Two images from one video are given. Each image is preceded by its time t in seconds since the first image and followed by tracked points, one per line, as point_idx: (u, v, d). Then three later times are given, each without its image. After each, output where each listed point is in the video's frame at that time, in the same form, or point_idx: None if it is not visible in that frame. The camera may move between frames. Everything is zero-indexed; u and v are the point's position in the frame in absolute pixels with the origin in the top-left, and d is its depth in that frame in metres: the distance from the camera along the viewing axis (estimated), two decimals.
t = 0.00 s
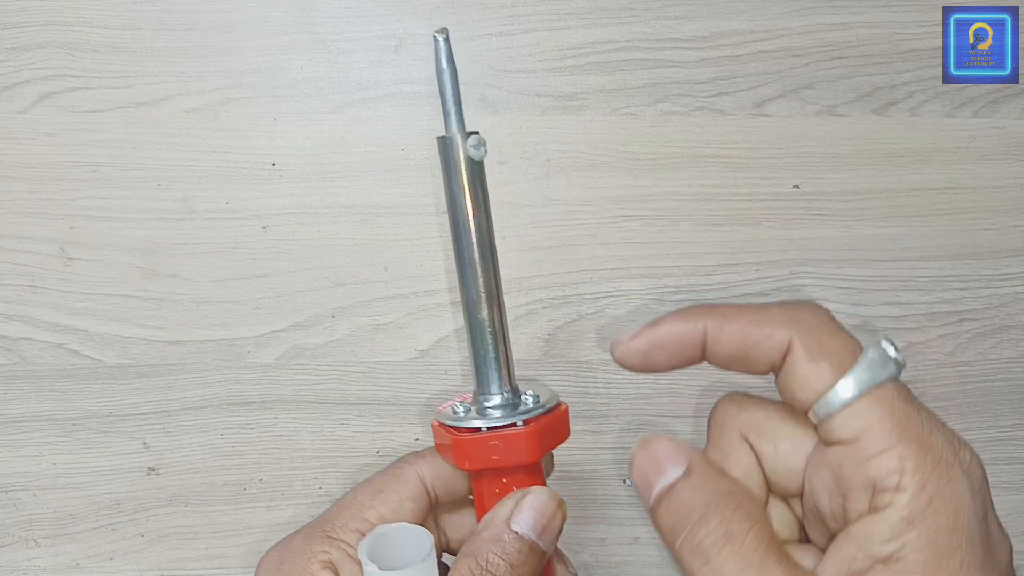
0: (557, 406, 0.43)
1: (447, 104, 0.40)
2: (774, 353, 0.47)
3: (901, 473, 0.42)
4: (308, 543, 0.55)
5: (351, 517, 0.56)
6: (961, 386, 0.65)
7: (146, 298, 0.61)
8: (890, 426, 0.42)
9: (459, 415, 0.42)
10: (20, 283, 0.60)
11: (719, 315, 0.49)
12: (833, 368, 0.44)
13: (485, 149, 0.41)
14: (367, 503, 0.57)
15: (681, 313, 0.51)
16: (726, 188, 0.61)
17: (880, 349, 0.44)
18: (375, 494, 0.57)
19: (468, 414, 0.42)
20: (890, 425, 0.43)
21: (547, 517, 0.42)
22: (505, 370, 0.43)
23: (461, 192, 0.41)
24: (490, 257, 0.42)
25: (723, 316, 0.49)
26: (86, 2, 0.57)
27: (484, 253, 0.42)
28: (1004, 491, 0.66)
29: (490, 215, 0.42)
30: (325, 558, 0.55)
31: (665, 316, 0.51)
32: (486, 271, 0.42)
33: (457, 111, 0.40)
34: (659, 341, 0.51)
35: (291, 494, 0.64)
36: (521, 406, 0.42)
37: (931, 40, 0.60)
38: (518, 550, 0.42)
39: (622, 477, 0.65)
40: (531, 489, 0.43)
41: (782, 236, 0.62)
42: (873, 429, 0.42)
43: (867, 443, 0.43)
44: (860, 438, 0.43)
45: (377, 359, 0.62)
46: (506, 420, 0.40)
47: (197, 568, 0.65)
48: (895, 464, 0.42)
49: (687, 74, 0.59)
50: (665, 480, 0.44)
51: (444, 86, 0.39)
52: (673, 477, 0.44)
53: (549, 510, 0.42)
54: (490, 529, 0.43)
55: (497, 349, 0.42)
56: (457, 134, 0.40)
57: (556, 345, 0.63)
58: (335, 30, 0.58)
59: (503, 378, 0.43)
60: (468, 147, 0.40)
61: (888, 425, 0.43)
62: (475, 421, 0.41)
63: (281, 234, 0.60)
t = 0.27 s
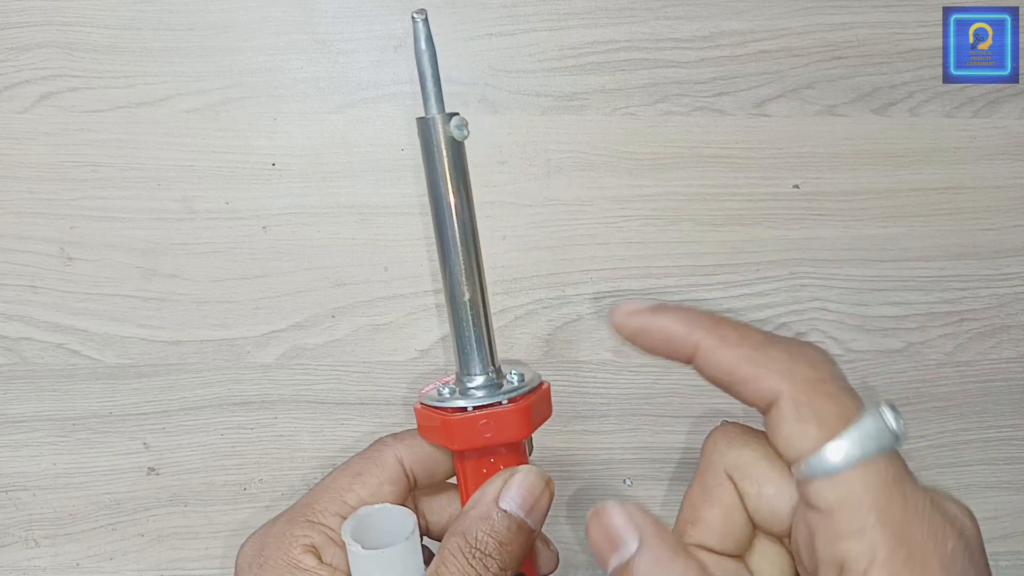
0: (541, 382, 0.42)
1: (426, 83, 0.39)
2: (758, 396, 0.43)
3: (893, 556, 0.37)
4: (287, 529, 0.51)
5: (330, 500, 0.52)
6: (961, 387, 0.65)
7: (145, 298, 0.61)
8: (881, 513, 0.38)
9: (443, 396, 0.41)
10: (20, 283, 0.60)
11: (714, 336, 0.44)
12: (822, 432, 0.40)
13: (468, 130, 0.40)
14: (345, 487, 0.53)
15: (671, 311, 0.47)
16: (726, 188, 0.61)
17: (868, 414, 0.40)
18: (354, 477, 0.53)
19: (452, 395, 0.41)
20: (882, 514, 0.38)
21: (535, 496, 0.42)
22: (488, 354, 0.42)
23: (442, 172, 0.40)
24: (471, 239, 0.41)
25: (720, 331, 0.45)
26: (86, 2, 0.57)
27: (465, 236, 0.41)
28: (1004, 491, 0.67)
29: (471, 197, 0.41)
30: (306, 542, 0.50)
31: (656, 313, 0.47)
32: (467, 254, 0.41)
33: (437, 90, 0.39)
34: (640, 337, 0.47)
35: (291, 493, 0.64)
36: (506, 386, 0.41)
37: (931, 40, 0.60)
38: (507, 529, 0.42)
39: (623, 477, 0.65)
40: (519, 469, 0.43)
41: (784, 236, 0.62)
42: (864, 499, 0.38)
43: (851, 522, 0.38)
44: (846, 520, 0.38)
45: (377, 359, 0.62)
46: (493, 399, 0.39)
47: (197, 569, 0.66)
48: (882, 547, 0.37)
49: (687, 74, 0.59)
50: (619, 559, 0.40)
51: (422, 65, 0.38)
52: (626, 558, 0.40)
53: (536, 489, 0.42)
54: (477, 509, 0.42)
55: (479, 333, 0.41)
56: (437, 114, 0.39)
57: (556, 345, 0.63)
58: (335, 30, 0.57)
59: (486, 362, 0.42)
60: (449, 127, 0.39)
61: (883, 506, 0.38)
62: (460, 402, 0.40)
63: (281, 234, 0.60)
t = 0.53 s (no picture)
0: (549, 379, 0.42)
1: (431, 75, 0.38)
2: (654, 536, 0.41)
3: None
4: (290, 526, 0.51)
5: (333, 497, 0.52)
6: (961, 387, 0.66)
7: (146, 298, 0.61)
8: None
9: (448, 392, 0.41)
10: (20, 282, 0.61)
11: (609, 480, 0.41)
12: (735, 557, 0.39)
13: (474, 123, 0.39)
14: (349, 483, 0.53)
15: (576, 447, 0.43)
16: (726, 188, 0.61)
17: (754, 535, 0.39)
18: (357, 473, 0.53)
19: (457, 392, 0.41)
20: None
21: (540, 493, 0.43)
22: (492, 349, 0.41)
23: (448, 165, 0.39)
24: (476, 233, 0.41)
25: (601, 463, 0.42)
26: (86, 2, 0.57)
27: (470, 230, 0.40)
28: (1005, 491, 0.67)
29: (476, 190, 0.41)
30: (310, 539, 0.50)
31: (568, 454, 0.42)
32: (472, 248, 0.41)
33: (442, 82, 0.39)
34: (547, 482, 0.42)
35: (291, 494, 0.64)
36: (512, 381, 0.41)
37: (931, 40, 0.60)
38: (515, 526, 0.42)
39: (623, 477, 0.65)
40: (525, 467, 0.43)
41: (785, 235, 0.62)
42: None
43: None
44: None
45: (377, 359, 0.62)
46: (501, 396, 0.39)
47: (196, 569, 0.66)
48: None
49: (687, 74, 0.59)
50: None
51: (428, 57, 0.38)
52: None
53: (542, 488, 0.43)
54: (484, 506, 0.43)
55: (483, 329, 0.41)
56: (443, 107, 0.39)
57: (556, 345, 0.63)
58: (335, 30, 0.57)
59: (490, 358, 0.41)
60: (455, 119, 0.39)
61: None
62: (466, 399, 0.39)
63: (281, 234, 0.60)
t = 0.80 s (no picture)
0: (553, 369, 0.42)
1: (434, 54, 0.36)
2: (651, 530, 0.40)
3: None
4: (292, 524, 0.50)
5: (335, 492, 0.52)
6: (961, 386, 0.66)
7: (145, 298, 0.61)
8: None
9: (452, 387, 0.40)
10: (20, 283, 0.61)
11: (608, 473, 0.42)
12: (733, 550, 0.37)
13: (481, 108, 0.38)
14: (350, 478, 0.53)
15: (582, 439, 0.43)
16: (726, 188, 0.61)
17: (755, 533, 0.36)
18: (358, 468, 0.53)
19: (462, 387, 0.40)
20: None
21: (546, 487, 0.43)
22: (496, 341, 0.41)
23: (451, 150, 0.37)
24: (480, 222, 0.39)
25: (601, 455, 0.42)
26: (86, 2, 0.56)
27: (473, 218, 0.39)
28: (1005, 490, 0.68)
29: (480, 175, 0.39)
30: (313, 537, 0.50)
31: (571, 444, 0.42)
32: (476, 238, 0.39)
33: (446, 63, 0.37)
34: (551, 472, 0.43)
35: (291, 493, 0.65)
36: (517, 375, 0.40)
37: (931, 40, 0.59)
38: (520, 521, 0.42)
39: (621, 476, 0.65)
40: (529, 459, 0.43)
41: (784, 235, 0.62)
42: None
43: None
44: None
45: (377, 359, 0.63)
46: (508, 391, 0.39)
47: (197, 568, 0.66)
48: None
49: (687, 74, 0.59)
50: None
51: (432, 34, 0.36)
52: None
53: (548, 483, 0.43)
54: (489, 501, 0.43)
55: (487, 320, 0.40)
56: (447, 91, 0.37)
57: (556, 345, 0.64)
58: (336, 30, 0.57)
59: (494, 349, 0.41)
60: (460, 102, 0.37)
61: None
62: (472, 395, 0.39)
63: (281, 234, 0.60)
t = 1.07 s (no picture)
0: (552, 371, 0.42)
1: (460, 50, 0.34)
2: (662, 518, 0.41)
3: None
4: (289, 531, 0.50)
5: (331, 497, 0.52)
6: (961, 386, 0.66)
7: (146, 298, 0.61)
8: None
9: (460, 393, 0.39)
10: (20, 283, 0.60)
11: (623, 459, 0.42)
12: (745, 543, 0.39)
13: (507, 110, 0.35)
14: (346, 481, 0.52)
15: (596, 418, 0.43)
16: (726, 188, 0.61)
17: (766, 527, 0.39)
18: (353, 471, 0.53)
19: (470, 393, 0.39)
20: None
21: (552, 491, 0.43)
22: (503, 347, 0.40)
23: (472, 155, 0.35)
24: (497, 229, 0.37)
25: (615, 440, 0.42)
26: (85, 2, 0.56)
27: (491, 226, 0.36)
28: (1005, 490, 0.69)
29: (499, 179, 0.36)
30: (311, 544, 0.49)
31: (585, 425, 0.42)
32: (492, 245, 0.37)
33: (471, 61, 0.34)
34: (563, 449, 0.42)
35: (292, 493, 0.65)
36: (524, 382, 0.40)
37: (930, 41, 0.59)
38: (526, 524, 0.42)
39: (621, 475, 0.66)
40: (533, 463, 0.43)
41: (784, 236, 0.62)
42: None
43: None
44: None
45: (377, 358, 0.63)
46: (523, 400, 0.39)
47: (196, 569, 0.67)
48: None
49: (687, 74, 0.59)
50: None
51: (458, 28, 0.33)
52: None
53: (553, 488, 0.43)
54: (495, 504, 0.42)
55: (496, 327, 0.39)
56: (471, 92, 0.34)
57: (556, 345, 0.64)
58: (336, 30, 0.56)
59: (500, 355, 0.40)
60: (487, 104, 0.34)
61: None
62: (484, 404, 0.38)
63: (281, 234, 0.60)
